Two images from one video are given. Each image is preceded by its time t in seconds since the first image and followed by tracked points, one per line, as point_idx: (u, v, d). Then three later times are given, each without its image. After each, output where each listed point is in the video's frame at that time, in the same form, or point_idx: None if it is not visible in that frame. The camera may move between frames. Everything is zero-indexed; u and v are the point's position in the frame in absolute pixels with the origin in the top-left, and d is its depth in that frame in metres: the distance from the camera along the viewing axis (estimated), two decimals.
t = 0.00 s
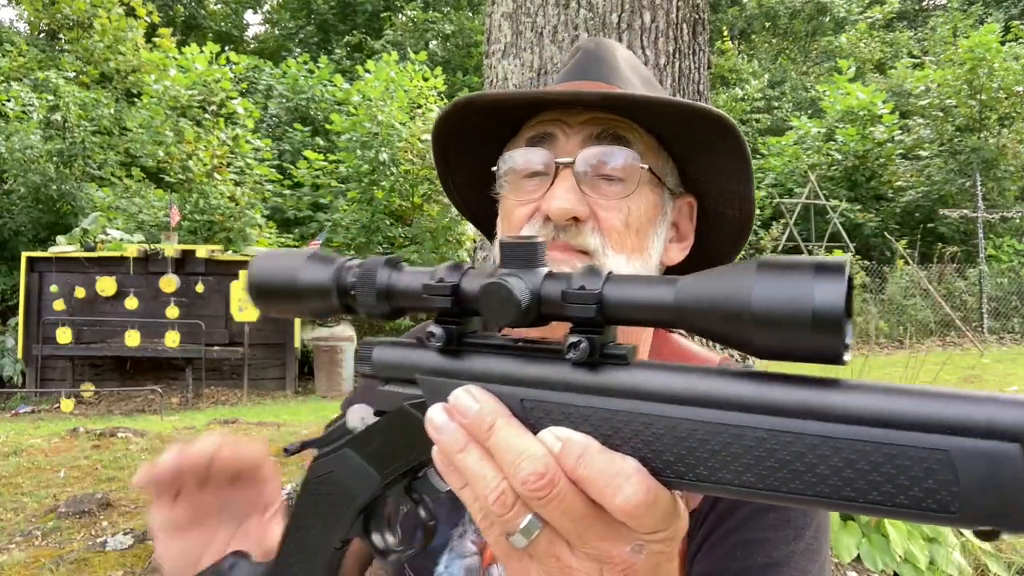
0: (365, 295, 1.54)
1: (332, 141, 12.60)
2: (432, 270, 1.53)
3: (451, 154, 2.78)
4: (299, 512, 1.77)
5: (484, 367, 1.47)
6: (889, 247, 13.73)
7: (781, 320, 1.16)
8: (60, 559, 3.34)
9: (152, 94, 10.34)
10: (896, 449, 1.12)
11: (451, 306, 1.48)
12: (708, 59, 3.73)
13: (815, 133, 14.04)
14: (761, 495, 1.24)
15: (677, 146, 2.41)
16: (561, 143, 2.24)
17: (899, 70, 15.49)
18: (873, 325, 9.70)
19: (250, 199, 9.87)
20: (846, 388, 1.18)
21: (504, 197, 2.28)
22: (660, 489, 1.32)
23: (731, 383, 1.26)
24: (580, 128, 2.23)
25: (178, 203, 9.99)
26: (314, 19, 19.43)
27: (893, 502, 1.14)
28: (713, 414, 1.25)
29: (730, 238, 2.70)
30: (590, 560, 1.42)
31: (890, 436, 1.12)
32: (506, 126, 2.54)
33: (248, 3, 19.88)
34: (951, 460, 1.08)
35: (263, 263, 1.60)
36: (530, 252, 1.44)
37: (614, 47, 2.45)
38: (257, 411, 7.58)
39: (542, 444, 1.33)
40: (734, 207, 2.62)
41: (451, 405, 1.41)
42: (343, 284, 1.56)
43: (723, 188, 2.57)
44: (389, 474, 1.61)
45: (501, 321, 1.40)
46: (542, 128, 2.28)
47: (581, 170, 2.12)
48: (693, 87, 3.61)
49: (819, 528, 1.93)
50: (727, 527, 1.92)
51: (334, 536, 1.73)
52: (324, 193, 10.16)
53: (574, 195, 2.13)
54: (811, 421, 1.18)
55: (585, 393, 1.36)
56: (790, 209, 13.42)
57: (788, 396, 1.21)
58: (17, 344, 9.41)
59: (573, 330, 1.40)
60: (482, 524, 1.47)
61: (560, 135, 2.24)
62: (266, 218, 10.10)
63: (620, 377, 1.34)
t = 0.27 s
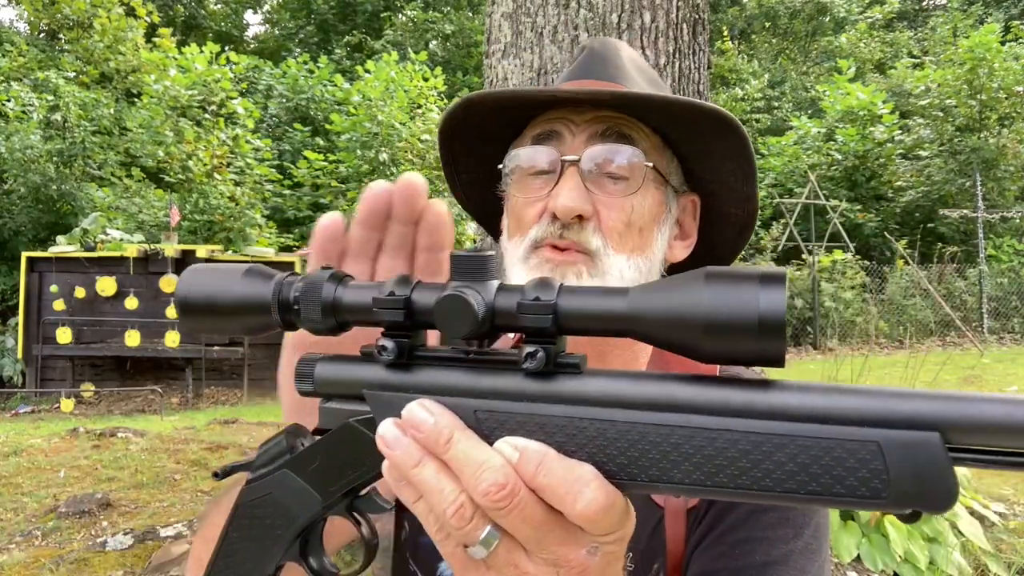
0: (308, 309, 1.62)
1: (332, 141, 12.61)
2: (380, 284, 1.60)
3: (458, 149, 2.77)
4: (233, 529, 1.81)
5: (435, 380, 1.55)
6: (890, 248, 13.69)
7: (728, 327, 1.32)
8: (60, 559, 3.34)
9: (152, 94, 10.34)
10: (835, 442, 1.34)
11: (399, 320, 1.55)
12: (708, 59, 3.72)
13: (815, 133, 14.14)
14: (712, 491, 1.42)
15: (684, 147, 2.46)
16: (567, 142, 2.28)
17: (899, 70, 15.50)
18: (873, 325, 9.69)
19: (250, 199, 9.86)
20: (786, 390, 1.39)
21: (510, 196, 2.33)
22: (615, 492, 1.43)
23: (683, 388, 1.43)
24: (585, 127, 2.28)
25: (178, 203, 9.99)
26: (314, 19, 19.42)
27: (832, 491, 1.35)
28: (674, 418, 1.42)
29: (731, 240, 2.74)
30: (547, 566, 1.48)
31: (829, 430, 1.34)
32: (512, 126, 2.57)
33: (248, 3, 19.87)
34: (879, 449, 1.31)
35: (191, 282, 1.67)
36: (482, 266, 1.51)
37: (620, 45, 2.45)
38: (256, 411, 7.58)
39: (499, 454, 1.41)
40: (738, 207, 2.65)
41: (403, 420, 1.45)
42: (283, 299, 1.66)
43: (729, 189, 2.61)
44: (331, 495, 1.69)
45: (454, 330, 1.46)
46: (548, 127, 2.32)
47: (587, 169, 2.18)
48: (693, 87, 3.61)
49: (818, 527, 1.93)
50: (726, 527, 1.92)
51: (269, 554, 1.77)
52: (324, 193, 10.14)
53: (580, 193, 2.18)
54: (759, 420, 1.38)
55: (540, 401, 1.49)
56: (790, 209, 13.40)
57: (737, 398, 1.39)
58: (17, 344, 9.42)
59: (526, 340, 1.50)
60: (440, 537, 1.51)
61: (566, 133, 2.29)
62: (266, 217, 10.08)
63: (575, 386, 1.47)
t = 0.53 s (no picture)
0: (313, 304, 1.61)
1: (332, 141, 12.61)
2: (384, 279, 1.60)
3: (467, 149, 2.78)
4: (233, 527, 1.80)
5: (439, 371, 1.55)
6: (890, 248, 13.70)
7: (728, 312, 1.32)
8: (60, 559, 3.34)
9: (152, 95, 10.35)
10: (832, 420, 1.35)
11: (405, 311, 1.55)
12: (708, 59, 3.72)
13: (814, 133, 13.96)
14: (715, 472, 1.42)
15: (700, 152, 2.47)
16: (589, 145, 2.27)
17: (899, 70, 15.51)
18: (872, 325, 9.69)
19: (250, 199, 9.87)
20: (781, 371, 1.40)
21: (529, 198, 2.31)
22: (620, 478, 1.42)
23: (684, 371, 1.44)
24: (607, 129, 2.28)
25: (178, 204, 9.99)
26: (314, 19, 19.42)
27: (830, 468, 1.36)
28: (674, 402, 1.42)
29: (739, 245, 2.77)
30: (554, 550, 1.49)
31: (826, 408, 1.35)
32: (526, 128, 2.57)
33: (248, 3, 19.86)
34: (874, 426, 1.33)
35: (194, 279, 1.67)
36: (485, 258, 1.49)
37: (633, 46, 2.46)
38: (256, 411, 7.57)
39: (506, 440, 1.40)
40: (748, 214, 2.69)
41: (409, 409, 1.45)
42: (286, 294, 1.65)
43: (741, 194, 2.63)
44: (334, 490, 1.69)
45: (463, 321, 1.46)
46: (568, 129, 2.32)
47: (610, 172, 2.18)
48: (693, 87, 3.61)
49: (825, 531, 1.92)
50: (732, 528, 1.92)
51: (272, 550, 1.77)
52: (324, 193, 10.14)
53: (604, 197, 2.18)
54: (757, 401, 1.38)
55: (542, 389, 1.48)
56: (790, 209, 13.40)
57: (736, 381, 1.40)
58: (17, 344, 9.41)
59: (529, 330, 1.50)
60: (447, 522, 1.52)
61: (588, 135, 2.28)
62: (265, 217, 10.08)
63: (577, 374, 1.47)
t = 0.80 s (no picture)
0: (312, 304, 1.62)
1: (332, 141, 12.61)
2: (382, 280, 1.60)
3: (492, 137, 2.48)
4: (234, 525, 1.81)
5: (435, 373, 1.55)
6: (890, 247, 13.72)
7: (722, 318, 1.32)
8: (60, 559, 3.34)
9: (152, 94, 10.36)
10: (826, 428, 1.34)
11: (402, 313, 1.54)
12: (708, 59, 3.72)
13: (814, 132, 13.87)
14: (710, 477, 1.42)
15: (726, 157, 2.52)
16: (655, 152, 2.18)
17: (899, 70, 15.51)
18: (873, 325, 9.68)
19: (250, 199, 9.88)
20: (776, 377, 1.39)
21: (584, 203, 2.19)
22: (615, 482, 1.42)
23: (679, 376, 1.43)
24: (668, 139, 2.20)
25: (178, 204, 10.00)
26: (314, 19, 19.42)
27: (825, 475, 1.35)
28: (665, 408, 1.42)
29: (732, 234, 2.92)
30: (549, 553, 1.49)
31: (820, 416, 1.34)
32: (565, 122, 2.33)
33: (248, 3, 19.86)
34: (871, 435, 1.31)
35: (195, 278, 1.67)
36: (481, 260, 1.50)
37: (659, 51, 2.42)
38: (256, 411, 7.58)
39: (501, 444, 1.40)
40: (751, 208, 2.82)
41: (406, 411, 1.47)
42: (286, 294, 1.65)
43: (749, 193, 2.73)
44: (333, 489, 1.69)
45: (458, 323, 1.46)
46: (629, 132, 2.18)
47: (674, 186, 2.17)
48: (693, 87, 3.61)
49: (824, 528, 1.93)
50: (731, 528, 1.92)
51: (271, 549, 1.78)
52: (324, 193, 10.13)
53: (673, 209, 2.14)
54: (751, 408, 1.38)
55: (537, 392, 1.49)
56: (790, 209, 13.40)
57: (729, 387, 1.40)
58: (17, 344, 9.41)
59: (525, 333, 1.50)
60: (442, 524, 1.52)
61: (653, 143, 2.18)
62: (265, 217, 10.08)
63: (572, 377, 1.47)
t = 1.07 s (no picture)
0: (295, 315, 1.60)
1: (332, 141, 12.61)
2: (365, 290, 1.58)
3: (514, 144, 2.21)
4: (226, 536, 1.81)
5: (421, 385, 1.54)
6: (890, 247, 13.74)
7: (708, 330, 1.29)
8: (60, 560, 3.34)
9: (152, 94, 10.35)
10: (814, 444, 1.30)
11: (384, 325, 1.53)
12: (707, 59, 3.71)
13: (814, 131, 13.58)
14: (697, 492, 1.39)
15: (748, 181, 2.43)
16: (689, 173, 2.08)
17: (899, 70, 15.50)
18: (873, 325, 9.68)
19: (250, 199, 9.88)
20: (765, 391, 1.35)
21: (613, 219, 2.09)
22: (601, 497, 1.43)
23: (664, 391, 1.40)
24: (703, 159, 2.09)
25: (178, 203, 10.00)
26: (314, 19, 19.42)
27: (813, 493, 1.32)
28: (648, 421, 1.39)
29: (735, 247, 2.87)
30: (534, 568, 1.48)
31: (807, 432, 1.30)
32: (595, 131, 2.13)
33: (248, 3, 19.85)
34: (861, 453, 1.27)
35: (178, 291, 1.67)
36: (462, 271, 1.50)
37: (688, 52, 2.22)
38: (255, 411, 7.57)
39: (485, 459, 1.39)
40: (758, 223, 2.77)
41: (392, 424, 1.46)
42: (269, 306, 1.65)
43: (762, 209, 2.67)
44: (323, 500, 1.69)
45: (440, 336, 1.46)
46: (666, 150, 2.05)
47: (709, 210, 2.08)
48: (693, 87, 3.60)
49: (824, 530, 1.92)
50: (730, 527, 1.92)
51: (264, 559, 1.78)
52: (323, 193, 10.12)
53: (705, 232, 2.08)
54: (736, 422, 1.34)
55: (521, 405, 1.47)
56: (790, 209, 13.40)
57: (715, 401, 1.36)
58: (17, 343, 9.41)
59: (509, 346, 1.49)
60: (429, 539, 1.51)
61: (689, 162, 2.07)
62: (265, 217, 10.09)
63: (557, 390, 1.45)
